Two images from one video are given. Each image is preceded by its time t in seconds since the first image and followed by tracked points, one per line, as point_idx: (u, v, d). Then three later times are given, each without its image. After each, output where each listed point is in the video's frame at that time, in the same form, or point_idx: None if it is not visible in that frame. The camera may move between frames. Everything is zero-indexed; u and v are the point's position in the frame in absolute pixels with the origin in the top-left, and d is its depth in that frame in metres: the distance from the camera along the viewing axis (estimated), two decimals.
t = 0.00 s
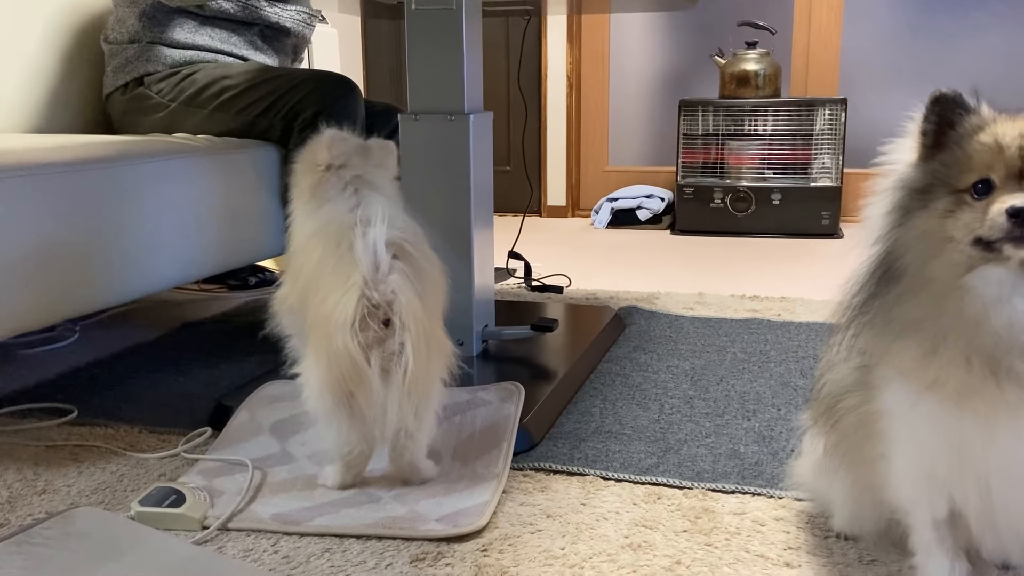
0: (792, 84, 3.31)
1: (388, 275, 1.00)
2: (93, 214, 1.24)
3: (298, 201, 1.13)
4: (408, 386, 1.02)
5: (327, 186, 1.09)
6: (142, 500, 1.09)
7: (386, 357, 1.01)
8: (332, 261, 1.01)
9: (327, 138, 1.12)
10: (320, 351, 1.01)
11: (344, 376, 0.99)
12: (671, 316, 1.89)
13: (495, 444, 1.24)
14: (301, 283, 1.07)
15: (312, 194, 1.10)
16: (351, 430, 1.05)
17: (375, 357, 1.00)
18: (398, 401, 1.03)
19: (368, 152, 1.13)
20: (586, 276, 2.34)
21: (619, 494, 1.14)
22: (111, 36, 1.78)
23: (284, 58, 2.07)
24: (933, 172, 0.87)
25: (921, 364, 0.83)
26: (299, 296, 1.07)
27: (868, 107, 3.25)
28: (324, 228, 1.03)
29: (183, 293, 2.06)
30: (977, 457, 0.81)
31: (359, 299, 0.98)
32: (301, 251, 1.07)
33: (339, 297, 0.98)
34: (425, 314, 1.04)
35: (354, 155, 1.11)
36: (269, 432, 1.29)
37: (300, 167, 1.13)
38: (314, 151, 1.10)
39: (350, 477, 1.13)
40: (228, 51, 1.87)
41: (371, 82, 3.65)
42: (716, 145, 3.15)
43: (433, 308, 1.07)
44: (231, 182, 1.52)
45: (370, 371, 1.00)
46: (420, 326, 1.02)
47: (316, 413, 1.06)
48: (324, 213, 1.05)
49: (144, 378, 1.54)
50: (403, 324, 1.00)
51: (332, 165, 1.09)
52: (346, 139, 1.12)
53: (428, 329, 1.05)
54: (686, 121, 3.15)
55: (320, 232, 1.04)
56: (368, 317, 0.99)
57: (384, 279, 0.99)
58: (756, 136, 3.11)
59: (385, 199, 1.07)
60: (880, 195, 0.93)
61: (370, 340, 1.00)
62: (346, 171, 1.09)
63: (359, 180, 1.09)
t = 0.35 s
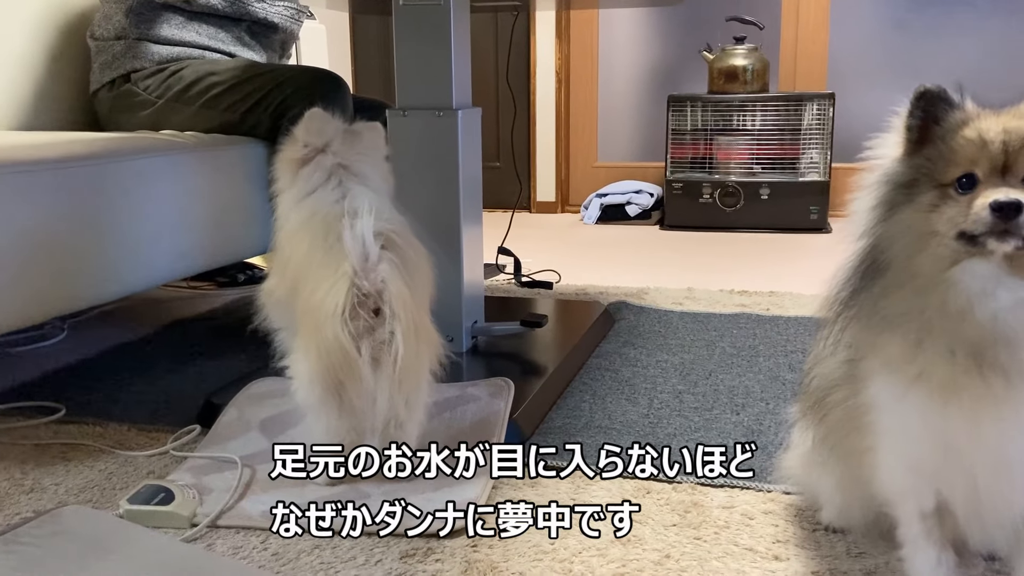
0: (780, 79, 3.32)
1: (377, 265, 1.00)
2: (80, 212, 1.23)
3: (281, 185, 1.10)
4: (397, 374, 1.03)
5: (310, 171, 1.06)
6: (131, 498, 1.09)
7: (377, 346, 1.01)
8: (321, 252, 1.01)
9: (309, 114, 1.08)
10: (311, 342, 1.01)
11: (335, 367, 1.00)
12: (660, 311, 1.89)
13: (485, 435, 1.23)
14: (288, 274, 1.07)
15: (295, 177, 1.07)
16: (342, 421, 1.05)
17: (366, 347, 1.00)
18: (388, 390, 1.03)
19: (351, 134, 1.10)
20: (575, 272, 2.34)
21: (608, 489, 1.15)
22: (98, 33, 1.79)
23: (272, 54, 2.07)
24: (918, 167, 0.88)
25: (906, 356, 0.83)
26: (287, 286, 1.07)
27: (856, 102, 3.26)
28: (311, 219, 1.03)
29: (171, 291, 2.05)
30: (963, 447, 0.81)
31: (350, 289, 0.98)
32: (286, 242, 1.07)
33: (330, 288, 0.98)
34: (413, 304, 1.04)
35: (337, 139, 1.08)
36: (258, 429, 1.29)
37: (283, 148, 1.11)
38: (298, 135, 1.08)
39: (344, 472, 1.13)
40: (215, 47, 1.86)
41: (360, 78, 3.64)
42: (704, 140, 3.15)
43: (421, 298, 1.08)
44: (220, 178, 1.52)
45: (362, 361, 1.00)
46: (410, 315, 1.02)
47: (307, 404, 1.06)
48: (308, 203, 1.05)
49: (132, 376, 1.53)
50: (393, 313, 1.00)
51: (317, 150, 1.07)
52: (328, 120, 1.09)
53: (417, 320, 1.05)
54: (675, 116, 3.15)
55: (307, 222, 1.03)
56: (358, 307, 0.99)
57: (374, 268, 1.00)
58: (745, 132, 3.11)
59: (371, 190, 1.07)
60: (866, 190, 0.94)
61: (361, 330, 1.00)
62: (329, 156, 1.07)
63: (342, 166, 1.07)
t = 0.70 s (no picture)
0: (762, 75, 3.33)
1: (352, 257, 1.00)
2: (60, 211, 1.23)
3: (262, 174, 1.11)
4: (374, 367, 1.02)
5: (288, 161, 1.06)
6: (112, 497, 1.09)
7: (353, 338, 1.02)
8: (297, 247, 1.01)
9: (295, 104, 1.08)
10: (288, 335, 1.01)
11: (312, 359, 1.00)
12: (643, 307, 1.90)
13: (468, 433, 1.23)
14: (268, 266, 1.07)
15: (274, 167, 1.08)
16: (321, 414, 1.05)
17: (342, 339, 1.01)
18: (365, 382, 1.03)
19: (334, 127, 1.09)
20: (559, 269, 2.34)
21: (590, 484, 1.15)
22: (76, 31, 1.78)
23: (253, 52, 2.07)
24: (891, 162, 0.88)
25: (881, 349, 0.84)
26: (267, 281, 1.08)
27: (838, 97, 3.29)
28: (289, 214, 1.03)
29: (153, 290, 2.05)
30: (938, 438, 0.81)
31: (325, 281, 0.98)
32: (265, 237, 1.07)
33: (305, 280, 0.99)
34: (390, 296, 1.04)
35: (319, 130, 1.08)
36: (240, 428, 1.28)
37: (266, 138, 1.11)
38: (281, 125, 1.08)
39: (344, 472, 1.13)
40: (195, 45, 1.85)
41: (342, 76, 3.63)
42: (687, 137, 3.16)
43: (399, 291, 1.08)
44: (201, 174, 1.51)
45: (338, 353, 1.00)
46: (387, 307, 1.02)
47: (288, 397, 1.06)
48: (285, 195, 1.05)
49: (114, 376, 1.52)
50: (369, 305, 1.00)
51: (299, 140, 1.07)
52: (311, 110, 1.08)
53: (395, 312, 1.05)
54: (657, 112, 3.16)
55: (285, 217, 1.04)
56: (334, 299, 0.99)
57: (349, 261, 1.00)
58: (726, 128, 3.12)
59: (349, 183, 1.06)
60: (841, 185, 0.94)
61: (337, 322, 1.00)
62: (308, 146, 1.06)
63: (321, 157, 1.06)
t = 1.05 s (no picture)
0: (744, 72, 3.35)
1: (338, 253, 1.00)
2: (39, 210, 1.22)
3: (245, 168, 1.10)
4: (359, 362, 1.02)
5: (271, 153, 1.06)
6: (92, 498, 1.08)
7: (338, 334, 1.01)
8: (281, 242, 1.01)
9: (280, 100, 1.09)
10: (273, 330, 1.01)
11: (296, 354, 1.00)
12: (626, 303, 1.90)
13: (450, 433, 1.23)
14: (251, 263, 1.07)
15: (258, 160, 1.07)
16: (305, 411, 1.05)
17: (326, 334, 1.00)
18: (349, 378, 1.02)
19: (318, 120, 1.10)
20: (542, 266, 2.34)
21: (574, 480, 1.15)
22: (53, 29, 1.77)
23: (234, 49, 2.06)
24: (868, 158, 0.89)
25: (859, 342, 0.84)
26: (251, 276, 1.07)
27: (820, 94, 3.32)
28: (272, 210, 1.03)
29: (134, 290, 2.03)
30: (915, 432, 0.82)
31: (310, 277, 0.98)
32: (249, 233, 1.07)
33: (289, 276, 0.99)
34: (374, 292, 1.04)
35: (302, 123, 1.08)
36: (222, 428, 1.28)
37: (250, 135, 1.11)
38: (265, 121, 1.09)
39: (344, 472, 1.11)
40: (174, 42, 1.83)
41: (324, 74, 3.63)
42: (669, 133, 3.17)
43: (381, 287, 1.07)
44: (181, 173, 1.50)
45: (322, 348, 1.00)
46: (371, 303, 1.02)
47: (271, 394, 1.06)
48: (267, 189, 1.04)
49: (94, 376, 1.51)
50: (353, 301, 1.00)
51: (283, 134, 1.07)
52: (295, 105, 1.09)
53: (378, 308, 1.05)
54: (639, 110, 3.17)
55: (268, 213, 1.03)
56: (318, 294, 0.99)
57: (334, 257, 1.00)
58: (708, 124, 3.13)
59: (330, 178, 1.06)
60: (819, 181, 0.95)
61: (321, 317, 1.00)
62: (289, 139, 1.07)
63: (304, 150, 1.06)
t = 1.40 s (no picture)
0: (725, 69, 3.37)
1: (323, 252, 1.00)
2: (15, 210, 1.20)
3: (225, 166, 1.10)
4: (344, 361, 1.01)
5: (252, 151, 1.05)
6: (72, 499, 1.07)
7: (322, 332, 1.01)
8: (265, 241, 1.00)
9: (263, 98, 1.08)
10: (257, 329, 1.00)
11: (280, 353, 0.99)
12: (609, 300, 1.91)
13: (433, 431, 1.23)
14: (233, 260, 1.06)
15: (239, 157, 1.06)
16: (289, 410, 1.04)
17: (311, 333, 1.00)
18: (333, 377, 1.02)
19: (300, 118, 1.09)
20: (525, 263, 2.35)
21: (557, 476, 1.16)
22: (29, 26, 1.75)
23: (213, 47, 2.05)
24: (845, 154, 0.89)
25: (838, 337, 0.84)
26: (233, 275, 1.06)
27: (800, 90, 3.34)
28: (255, 208, 1.02)
29: (114, 289, 2.02)
30: (893, 426, 0.82)
31: (294, 275, 0.98)
32: (230, 231, 1.06)
33: (273, 275, 0.98)
34: (359, 290, 1.04)
35: (283, 120, 1.07)
36: (203, 428, 1.27)
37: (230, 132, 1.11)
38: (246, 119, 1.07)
39: (344, 472, 1.12)
40: (153, 40, 1.82)
41: (305, 71, 3.62)
42: (650, 130, 3.18)
43: (365, 285, 1.07)
44: (158, 171, 1.49)
45: (305, 347, 0.99)
46: (356, 302, 1.02)
47: (253, 393, 1.05)
48: (249, 187, 1.04)
49: (73, 377, 1.50)
50: (338, 299, 1.00)
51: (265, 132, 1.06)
52: (278, 102, 1.08)
53: (363, 306, 1.05)
54: (621, 106, 3.17)
55: (251, 212, 1.03)
56: (302, 292, 0.99)
57: (320, 255, 0.99)
58: (689, 121, 3.14)
59: (313, 176, 1.05)
60: (797, 178, 0.95)
61: (306, 315, 1.00)
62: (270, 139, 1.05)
63: (286, 148, 1.05)
